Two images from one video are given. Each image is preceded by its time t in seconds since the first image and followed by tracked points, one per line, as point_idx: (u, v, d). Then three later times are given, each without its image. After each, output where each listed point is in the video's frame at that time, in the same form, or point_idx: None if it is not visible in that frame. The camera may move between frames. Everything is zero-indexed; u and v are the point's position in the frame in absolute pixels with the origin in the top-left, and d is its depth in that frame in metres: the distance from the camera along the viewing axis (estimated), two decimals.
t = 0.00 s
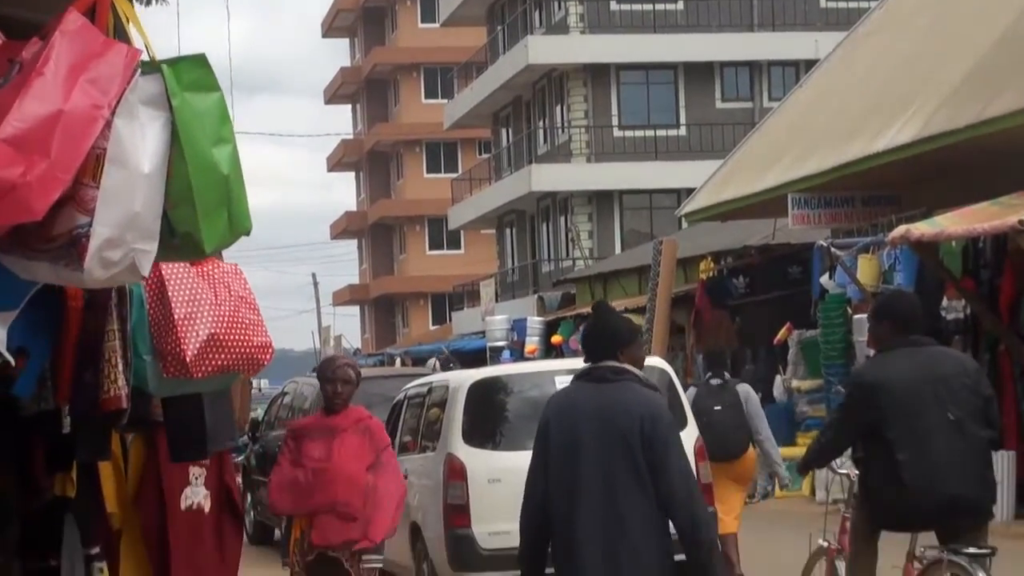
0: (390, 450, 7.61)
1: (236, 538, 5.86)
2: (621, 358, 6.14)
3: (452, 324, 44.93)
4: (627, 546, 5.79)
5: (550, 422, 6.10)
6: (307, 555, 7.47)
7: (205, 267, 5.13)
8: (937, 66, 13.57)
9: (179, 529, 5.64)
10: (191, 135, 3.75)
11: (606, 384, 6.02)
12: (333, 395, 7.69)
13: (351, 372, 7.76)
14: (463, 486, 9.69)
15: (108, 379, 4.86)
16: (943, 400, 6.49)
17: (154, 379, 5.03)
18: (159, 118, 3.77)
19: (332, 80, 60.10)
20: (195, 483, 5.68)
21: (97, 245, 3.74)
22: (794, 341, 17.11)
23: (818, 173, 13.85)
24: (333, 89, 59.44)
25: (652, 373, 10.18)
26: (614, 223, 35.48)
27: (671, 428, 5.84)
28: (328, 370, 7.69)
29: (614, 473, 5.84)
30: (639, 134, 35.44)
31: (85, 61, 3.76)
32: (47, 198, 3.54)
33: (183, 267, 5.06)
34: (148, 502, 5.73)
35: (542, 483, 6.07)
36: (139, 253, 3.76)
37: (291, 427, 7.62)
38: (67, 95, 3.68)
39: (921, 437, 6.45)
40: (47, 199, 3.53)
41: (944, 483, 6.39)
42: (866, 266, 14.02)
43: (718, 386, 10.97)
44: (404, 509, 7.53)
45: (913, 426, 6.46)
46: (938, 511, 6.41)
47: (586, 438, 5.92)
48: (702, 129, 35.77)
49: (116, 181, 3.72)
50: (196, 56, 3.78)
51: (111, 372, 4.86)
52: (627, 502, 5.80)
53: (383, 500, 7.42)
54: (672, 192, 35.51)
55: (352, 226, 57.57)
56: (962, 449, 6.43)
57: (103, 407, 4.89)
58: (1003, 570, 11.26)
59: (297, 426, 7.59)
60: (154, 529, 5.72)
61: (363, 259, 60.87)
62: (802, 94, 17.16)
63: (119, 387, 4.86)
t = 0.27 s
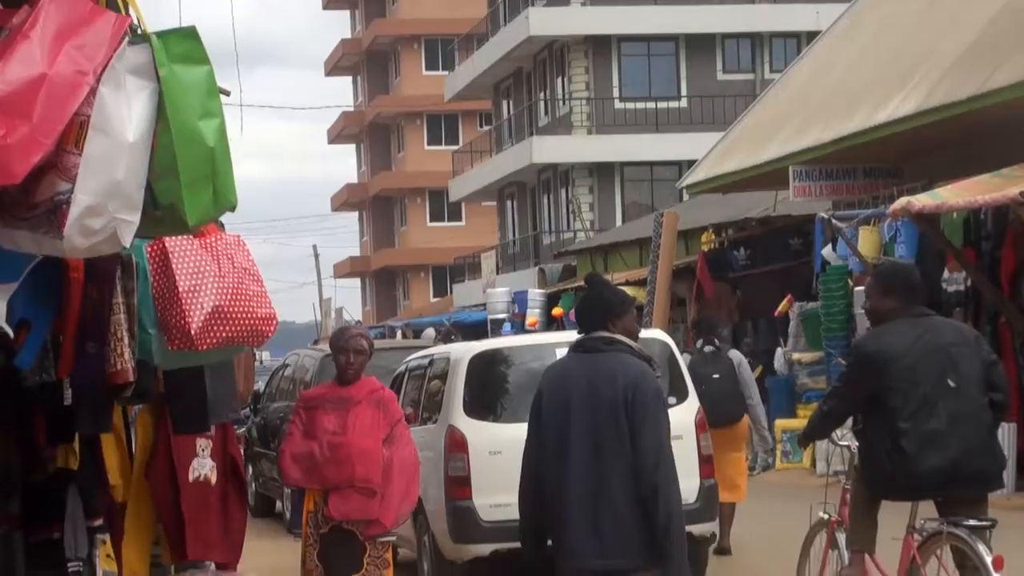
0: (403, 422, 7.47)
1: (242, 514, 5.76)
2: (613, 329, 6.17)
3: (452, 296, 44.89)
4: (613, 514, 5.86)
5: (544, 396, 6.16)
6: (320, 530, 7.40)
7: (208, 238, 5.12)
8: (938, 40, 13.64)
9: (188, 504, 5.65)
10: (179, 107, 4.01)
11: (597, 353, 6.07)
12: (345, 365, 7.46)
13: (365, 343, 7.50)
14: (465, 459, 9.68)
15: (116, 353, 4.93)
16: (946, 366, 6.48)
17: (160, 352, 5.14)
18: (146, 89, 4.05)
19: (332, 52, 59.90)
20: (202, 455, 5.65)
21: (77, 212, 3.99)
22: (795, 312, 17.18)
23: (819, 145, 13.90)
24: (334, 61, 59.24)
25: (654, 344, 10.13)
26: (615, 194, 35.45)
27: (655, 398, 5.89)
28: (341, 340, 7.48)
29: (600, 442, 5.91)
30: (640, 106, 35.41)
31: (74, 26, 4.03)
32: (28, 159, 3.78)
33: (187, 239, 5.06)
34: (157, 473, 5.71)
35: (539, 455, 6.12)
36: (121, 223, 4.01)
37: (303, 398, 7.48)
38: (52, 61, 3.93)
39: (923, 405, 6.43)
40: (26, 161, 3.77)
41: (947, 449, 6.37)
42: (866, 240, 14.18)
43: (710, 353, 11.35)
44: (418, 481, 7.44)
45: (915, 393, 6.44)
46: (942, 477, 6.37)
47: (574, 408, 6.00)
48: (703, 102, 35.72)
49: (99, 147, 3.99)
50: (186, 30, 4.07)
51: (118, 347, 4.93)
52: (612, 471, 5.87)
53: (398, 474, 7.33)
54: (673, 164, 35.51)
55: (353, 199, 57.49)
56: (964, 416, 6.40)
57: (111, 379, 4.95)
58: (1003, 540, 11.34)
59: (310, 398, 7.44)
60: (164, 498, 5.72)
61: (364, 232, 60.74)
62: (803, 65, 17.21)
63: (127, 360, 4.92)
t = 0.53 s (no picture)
0: (408, 400, 7.45)
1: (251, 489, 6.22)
2: (605, 308, 6.17)
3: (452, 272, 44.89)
4: (602, 485, 5.87)
5: (535, 373, 6.19)
6: (322, 505, 7.37)
7: (210, 218, 5.19)
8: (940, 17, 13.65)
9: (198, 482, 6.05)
10: (175, 84, 4.13)
11: (589, 330, 6.09)
12: (350, 341, 7.43)
13: (369, 318, 7.44)
14: (464, 435, 9.68)
15: (119, 332, 5.02)
16: (947, 337, 6.47)
17: (162, 330, 5.26)
18: (139, 63, 4.15)
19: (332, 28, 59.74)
20: (211, 431, 6.08)
21: (69, 184, 4.00)
22: (795, 289, 17.21)
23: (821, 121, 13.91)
24: (334, 37, 59.08)
25: (654, 321, 10.12)
26: (615, 171, 35.43)
27: (643, 368, 5.92)
28: (347, 316, 7.46)
29: (588, 413, 5.96)
30: (640, 82, 35.39)
31: None
32: (20, 129, 3.79)
33: (187, 216, 5.14)
34: (169, 445, 6.10)
35: (531, 431, 6.13)
36: (112, 198, 4.05)
37: (308, 372, 7.46)
38: (46, 31, 3.93)
39: (927, 377, 6.41)
40: (18, 131, 3.78)
41: (950, 419, 6.35)
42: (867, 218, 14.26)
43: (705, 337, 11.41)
44: (421, 460, 7.40)
45: (918, 366, 6.43)
46: (945, 447, 6.35)
47: (565, 381, 6.03)
48: (704, 78, 35.63)
49: (91, 121, 4.01)
50: (181, 7, 4.20)
51: (121, 324, 5.01)
52: (601, 440, 5.91)
53: (401, 452, 7.30)
54: (673, 140, 35.50)
55: (353, 175, 57.43)
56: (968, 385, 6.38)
57: (115, 357, 5.05)
58: (1001, 516, 11.39)
59: (315, 373, 7.42)
60: (174, 469, 6.11)
61: (364, 209, 60.69)
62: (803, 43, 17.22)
63: (130, 339, 5.04)
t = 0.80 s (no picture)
0: (407, 376, 7.41)
1: (260, 460, 6.36)
2: (598, 287, 6.14)
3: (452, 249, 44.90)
4: (594, 460, 5.86)
5: (530, 350, 6.19)
6: (325, 486, 7.29)
7: (207, 192, 5.18)
8: None
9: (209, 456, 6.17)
10: (178, 61, 4.02)
11: (577, 308, 6.09)
12: (347, 319, 7.40)
13: (366, 298, 7.42)
14: (464, 411, 9.69)
15: (117, 305, 5.05)
16: (946, 313, 6.48)
17: (160, 305, 5.19)
18: (143, 40, 4.02)
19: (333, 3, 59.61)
20: (220, 406, 6.17)
21: (74, 162, 3.92)
22: (795, 265, 17.24)
23: (822, 96, 13.91)
24: (334, 13, 58.96)
25: (654, 297, 10.12)
26: (614, 147, 35.37)
27: (634, 343, 5.90)
28: (343, 293, 7.40)
29: (577, 387, 5.94)
30: (640, 58, 35.32)
31: None
32: (27, 107, 3.77)
33: (186, 193, 5.13)
34: (176, 422, 6.20)
35: (527, 408, 6.11)
36: (117, 174, 3.96)
37: (306, 350, 7.38)
38: (51, 12, 3.92)
39: (926, 352, 6.42)
40: (25, 111, 3.76)
41: (949, 393, 6.35)
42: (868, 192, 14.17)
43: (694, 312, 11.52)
44: (425, 438, 7.34)
45: (918, 342, 6.43)
46: (945, 421, 6.35)
47: (558, 357, 6.02)
48: (703, 54, 35.57)
49: (97, 99, 3.93)
50: None
51: (120, 298, 5.04)
52: (590, 412, 5.89)
53: (405, 431, 7.28)
54: (673, 117, 35.45)
55: (352, 151, 57.38)
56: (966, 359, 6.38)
57: (113, 333, 5.07)
58: (1002, 492, 11.41)
59: (313, 350, 7.35)
60: (182, 446, 6.21)
61: (364, 186, 60.66)
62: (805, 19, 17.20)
63: (128, 315, 5.06)
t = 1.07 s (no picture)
0: (403, 351, 7.25)
1: (271, 438, 6.50)
2: (593, 262, 6.13)
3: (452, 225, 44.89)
4: (589, 435, 5.87)
5: (527, 327, 6.19)
6: (325, 466, 7.11)
7: (207, 168, 5.21)
8: None
9: (215, 429, 6.26)
10: (190, 39, 4.03)
11: (574, 285, 6.08)
12: (337, 295, 7.20)
13: (356, 272, 7.22)
14: (464, 388, 9.70)
15: (111, 282, 4.97)
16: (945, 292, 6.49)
17: (160, 282, 5.13)
18: (154, 19, 4.02)
19: None
20: (228, 381, 6.32)
21: (92, 143, 3.92)
22: (795, 242, 17.28)
23: (824, 71, 13.92)
24: None
25: (654, 273, 10.12)
26: (614, 123, 35.34)
27: (629, 319, 5.90)
28: (333, 268, 7.20)
29: (573, 363, 5.94)
30: (641, 34, 35.30)
31: None
32: (48, 94, 3.80)
33: (188, 168, 5.13)
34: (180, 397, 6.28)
35: (525, 385, 6.13)
36: (133, 154, 3.97)
37: (300, 330, 7.20)
38: None
39: (925, 329, 6.43)
40: (48, 96, 3.79)
41: (946, 370, 6.37)
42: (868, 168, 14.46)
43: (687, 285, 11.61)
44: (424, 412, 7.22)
45: (916, 319, 6.45)
46: (943, 398, 6.37)
47: (555, 334, 6.02)
48: (704, 30, 35.52)
49: (113, 80, 3.94)
50: None
51: (114, 275, 4.98)
52: (584, 389, 5.90)
53: (405, 408, 7.15)
54: (674, 93, 35.42)
55: (352, 127, 57.33)
56: (962, 337, 6.40)
57: (108, 310, 5.01)
58: (1002, 469, 11.44)
59: (307, 329, 7.17)
60: (187, 422, 6.28)
61: (364, 162, 60.61)
62: None
63: (122, 290, 4.98)
